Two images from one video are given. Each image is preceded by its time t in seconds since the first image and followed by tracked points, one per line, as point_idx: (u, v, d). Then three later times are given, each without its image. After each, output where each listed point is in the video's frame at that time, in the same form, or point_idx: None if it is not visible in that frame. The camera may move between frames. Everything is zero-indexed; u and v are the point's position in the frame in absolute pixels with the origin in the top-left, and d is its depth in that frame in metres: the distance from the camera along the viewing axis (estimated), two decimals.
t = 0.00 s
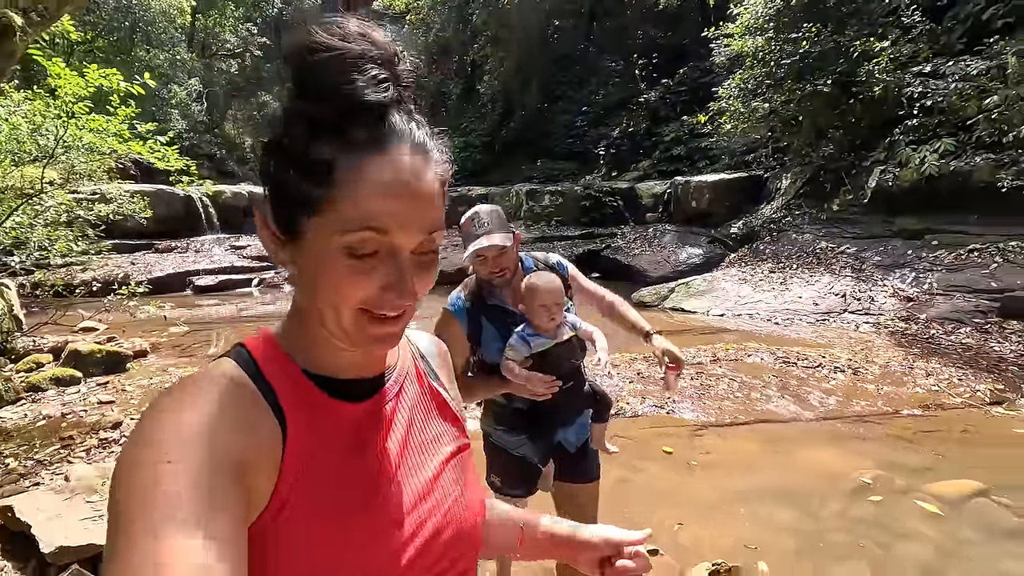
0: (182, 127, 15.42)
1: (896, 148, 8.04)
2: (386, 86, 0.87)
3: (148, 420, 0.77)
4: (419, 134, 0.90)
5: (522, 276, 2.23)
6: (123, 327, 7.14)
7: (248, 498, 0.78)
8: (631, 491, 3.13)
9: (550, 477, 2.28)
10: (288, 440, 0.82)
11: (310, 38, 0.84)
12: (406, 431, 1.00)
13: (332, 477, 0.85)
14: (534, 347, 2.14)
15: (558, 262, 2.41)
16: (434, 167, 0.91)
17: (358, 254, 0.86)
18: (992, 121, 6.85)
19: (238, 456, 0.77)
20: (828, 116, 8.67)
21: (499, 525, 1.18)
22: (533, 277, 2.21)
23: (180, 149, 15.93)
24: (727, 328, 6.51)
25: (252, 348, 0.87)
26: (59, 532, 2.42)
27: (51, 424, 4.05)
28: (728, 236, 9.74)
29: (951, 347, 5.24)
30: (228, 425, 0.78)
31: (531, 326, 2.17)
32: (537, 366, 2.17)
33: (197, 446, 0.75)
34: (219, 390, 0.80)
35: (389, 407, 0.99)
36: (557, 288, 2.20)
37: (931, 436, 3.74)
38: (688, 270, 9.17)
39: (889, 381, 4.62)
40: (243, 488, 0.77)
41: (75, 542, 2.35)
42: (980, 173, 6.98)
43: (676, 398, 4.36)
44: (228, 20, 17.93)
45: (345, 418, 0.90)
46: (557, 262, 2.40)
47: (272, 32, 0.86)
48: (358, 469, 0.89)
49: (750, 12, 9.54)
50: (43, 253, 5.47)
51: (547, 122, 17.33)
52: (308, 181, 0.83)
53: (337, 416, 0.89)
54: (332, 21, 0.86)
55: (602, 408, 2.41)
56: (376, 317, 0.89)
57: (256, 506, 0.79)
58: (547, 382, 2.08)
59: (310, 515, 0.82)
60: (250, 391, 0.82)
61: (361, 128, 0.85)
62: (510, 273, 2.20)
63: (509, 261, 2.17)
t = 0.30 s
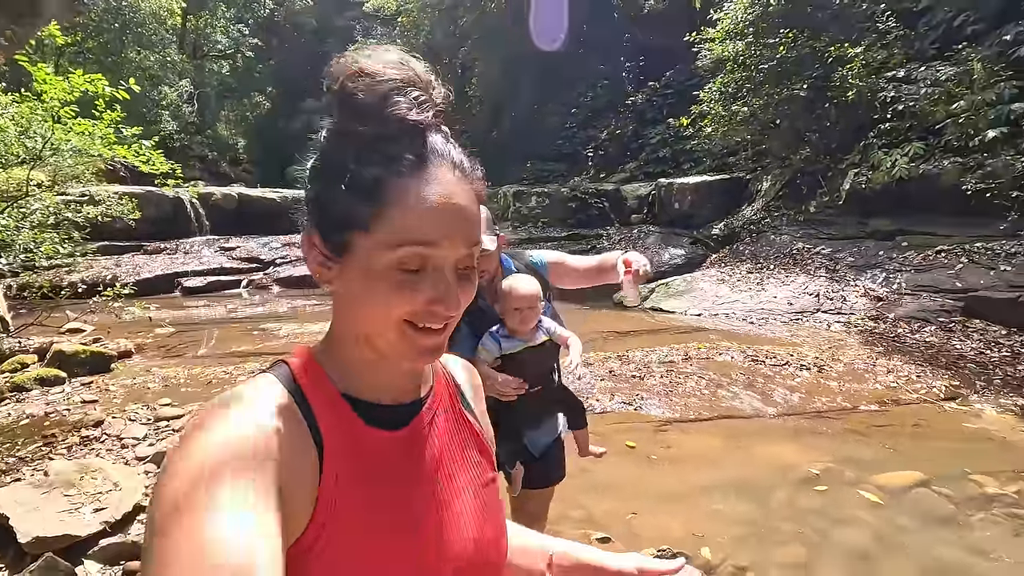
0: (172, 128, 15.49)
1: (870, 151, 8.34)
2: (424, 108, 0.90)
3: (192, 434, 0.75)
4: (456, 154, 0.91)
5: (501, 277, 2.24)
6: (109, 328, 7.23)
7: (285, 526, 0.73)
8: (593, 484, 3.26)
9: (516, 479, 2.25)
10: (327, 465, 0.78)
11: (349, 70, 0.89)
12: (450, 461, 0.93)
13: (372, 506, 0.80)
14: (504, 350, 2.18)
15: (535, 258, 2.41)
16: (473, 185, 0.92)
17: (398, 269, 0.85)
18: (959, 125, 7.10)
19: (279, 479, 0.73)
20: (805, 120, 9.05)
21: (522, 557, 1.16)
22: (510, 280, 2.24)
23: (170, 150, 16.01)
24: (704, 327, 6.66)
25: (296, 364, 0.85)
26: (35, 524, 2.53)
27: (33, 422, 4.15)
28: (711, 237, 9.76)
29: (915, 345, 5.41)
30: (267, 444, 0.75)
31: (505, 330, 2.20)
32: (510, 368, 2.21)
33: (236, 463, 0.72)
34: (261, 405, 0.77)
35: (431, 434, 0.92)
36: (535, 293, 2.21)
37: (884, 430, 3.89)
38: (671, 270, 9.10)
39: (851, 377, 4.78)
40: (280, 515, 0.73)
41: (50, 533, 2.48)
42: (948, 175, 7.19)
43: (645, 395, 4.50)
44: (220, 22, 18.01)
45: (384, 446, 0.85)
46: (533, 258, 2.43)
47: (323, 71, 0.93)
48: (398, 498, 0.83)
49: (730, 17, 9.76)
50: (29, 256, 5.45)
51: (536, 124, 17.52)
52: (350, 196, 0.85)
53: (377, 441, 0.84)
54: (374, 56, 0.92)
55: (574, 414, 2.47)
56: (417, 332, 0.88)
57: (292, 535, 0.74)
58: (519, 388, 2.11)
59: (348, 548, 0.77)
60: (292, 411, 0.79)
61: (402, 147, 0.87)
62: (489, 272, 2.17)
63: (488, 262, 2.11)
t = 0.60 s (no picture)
0: (165, 129, 15.49)
1: (854, 152, 8.47)
2: (458, 105, 0.93)
3: (234, 402, 0.80)
4: (488, 150, 0.94)
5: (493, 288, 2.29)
6: (100, 329, 7.26)
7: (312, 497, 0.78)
8: (572, 478, 3.34)
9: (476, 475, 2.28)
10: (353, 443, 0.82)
11: (389, 64, 0.93)
12: (472, 449, 0.96)
13: (393, 486, 0.84)
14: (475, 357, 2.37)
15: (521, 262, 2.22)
16: (504, 180, 0.94)
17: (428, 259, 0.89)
18: (940, 127, 7.26)
19: (312, 451, 0.77)
20: (791, 121, 9.20)
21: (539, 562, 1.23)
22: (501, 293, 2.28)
23: (162, 151, 16.01)
24: (691, 326, 6.76)
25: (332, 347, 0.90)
26: (24, 519, 2.58)
27: (23, 422, 4.20)
28: (699, 237, 9.99)
29: (894, 343, 5.51)
30: (302, 418, 0.79)
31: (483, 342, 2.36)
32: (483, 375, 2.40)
33: (273, 430, 0.76)
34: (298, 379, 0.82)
35: (455, 422, 0.95)
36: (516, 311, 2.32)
37: (859, 426, 3.98)
38: (660, 270, 9.31)
39: (830, 375, 4.87)
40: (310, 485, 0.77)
41: (38, 528, 2.53)
42: (928, 177, 7.32)
43: (628, 392, 4.59)
44: (213, 22, 18.03)
45: (411, 431, 0.89)
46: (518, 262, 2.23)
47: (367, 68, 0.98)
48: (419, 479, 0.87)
49: (718, 20, 9.88)
50: (18, 257, 5.41)
51: (529, 124, 17.60)
52: (382, 186, 0.89)
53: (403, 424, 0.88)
54: (414, 52, 0.96)
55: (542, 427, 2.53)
56: (445, 321, 0.92)
57: (319, 505, 0.78)
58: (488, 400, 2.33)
59: (370, 523, 0.81)
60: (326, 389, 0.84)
61: (434, 141, 0.90)
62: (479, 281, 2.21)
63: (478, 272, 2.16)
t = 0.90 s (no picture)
0: (162, 129, 15.51)
1: (849, 153, 8.51)
2: (470, 99, 0.96)
3: (249, 396, 0.84)
4: (499, 144, 0.98)
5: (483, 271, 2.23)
6: (100, 328, 7.30)
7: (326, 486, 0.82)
8: (567, 472, 3.40)
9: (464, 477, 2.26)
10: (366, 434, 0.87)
11: (400, 60, 0.97)
12: (480, 437, 1.00)
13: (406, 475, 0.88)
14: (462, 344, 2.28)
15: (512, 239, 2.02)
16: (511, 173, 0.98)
17: (437, 253, 0.94)
18: (932, 127, 7.31)
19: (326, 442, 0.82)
20: (786, 121, 9.26)
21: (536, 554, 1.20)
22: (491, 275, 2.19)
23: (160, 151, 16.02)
24: (686, 324, 6.84)
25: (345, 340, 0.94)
26: (27, 512, 2.63)
27: (24, 419, 4.24)
28: (695, 236, 10.12)
29: (886, 341, 5.57)
30: (315, 411, 0.83)
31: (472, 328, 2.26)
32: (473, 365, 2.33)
33: (286, 423, 0.80)
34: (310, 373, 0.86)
35: (463, 410, 0.99)
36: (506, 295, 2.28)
37: (850, 421, 4.04)
38: (657, 270, 9.44)
39: (822, 372, 4.93)
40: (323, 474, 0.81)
41: (42, 521, 2.58)
42: (919, 177, 7.38)
43: (623, 389, 4.65)
44: (210, 22, 18.05)
45: (422, 419, 0.93)
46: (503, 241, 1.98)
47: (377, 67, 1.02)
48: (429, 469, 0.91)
49: (713, 21, 9.95)
50: (18, 257, 5.49)
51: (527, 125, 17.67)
52: (394, 184, 0.93)
53: (413, 414, 0.92)
54: (422, 46, 0.99)
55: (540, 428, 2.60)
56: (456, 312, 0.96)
57: (335, 493, 0.83)
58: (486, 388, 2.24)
59: (382, 511, 0.84)
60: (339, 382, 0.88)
61: (446, 138, 0.94)
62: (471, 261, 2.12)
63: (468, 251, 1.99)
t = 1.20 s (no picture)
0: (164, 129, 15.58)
1: (846, 152, 8.68)
2: (448, 82, 0.92)
3: (241, 393, 0.80)
4: (479, 127, 0.93)
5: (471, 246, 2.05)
6: (104, 325, 7.38)
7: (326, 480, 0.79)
8: (565, 465, 3.48)
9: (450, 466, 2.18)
10: (366, 427, 0.83)
11: (381, 48, 0.94)
12: (473, 422, 0.99)
13: (405, 466, 0.85)
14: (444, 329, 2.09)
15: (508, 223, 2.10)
16: (496, 158, 0.95)
17: (425, 239, 0.90)
18: (928, 128, 7.54)
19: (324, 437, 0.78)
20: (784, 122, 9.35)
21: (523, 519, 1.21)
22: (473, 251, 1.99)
23: (162, 150, 16.12)
24: (684, 322, 6.92)
25: (332, 330, 0.90)
26: (41, 499, 2.71)
27: (32, 413, 4.32)
28: (694, 237, 10.30)
29: (881, 338, 5.63)
30: (308, 402, 0.79)
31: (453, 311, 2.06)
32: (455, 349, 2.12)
33: (287, 419, 0.76)
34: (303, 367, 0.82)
35: (456, 397, 0.98)
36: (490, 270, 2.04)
37: (843, 416, 4.12)
38: (657, 268, 9.54)
39: (818, 368, 5.00)
40: (322, 469, 0.77)
41: (55, 508, 2.66)
42: (916, 176, 7.50)
43: (621, 385, 4.72)
44: (212, 22, 18.11)
45: (416, 408, 0.90)
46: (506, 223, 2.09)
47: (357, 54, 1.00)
48: (429, 457, 0.89)
49: (712, 22, 10.03)
50: (24, 255, 5.59)
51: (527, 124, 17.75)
52: (377, 168, 0.89)
53: (410, 402, 0.90)
54: (404, 31, 0.97)
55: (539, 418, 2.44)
56: (442, 300, 0.92)
57: (335, 487, 0.80)
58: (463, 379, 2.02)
59: (385, 501, 0.82)
60: (331, 374, 0.84)
61: (422, 121, 0.90)
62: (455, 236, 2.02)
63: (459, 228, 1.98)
